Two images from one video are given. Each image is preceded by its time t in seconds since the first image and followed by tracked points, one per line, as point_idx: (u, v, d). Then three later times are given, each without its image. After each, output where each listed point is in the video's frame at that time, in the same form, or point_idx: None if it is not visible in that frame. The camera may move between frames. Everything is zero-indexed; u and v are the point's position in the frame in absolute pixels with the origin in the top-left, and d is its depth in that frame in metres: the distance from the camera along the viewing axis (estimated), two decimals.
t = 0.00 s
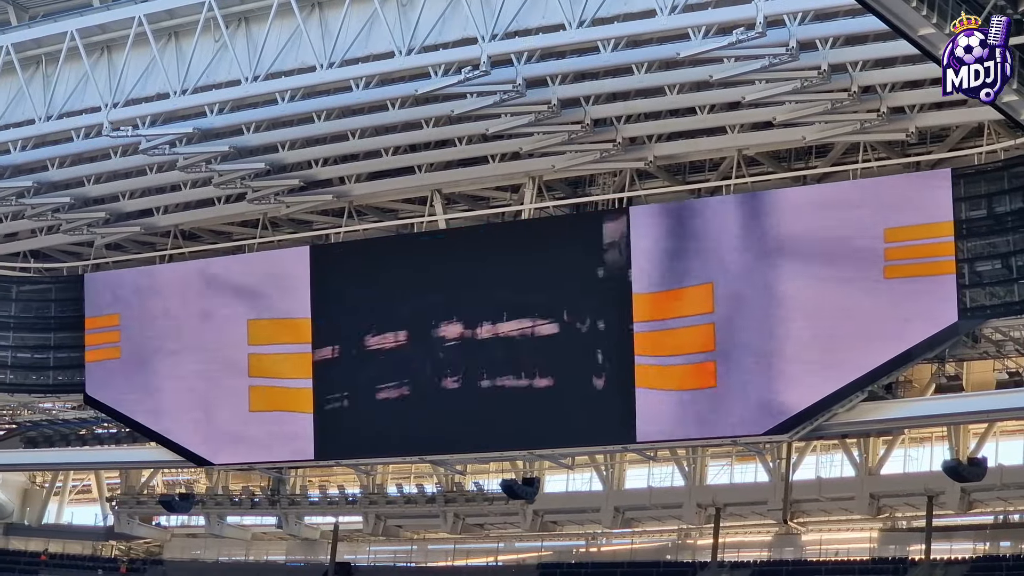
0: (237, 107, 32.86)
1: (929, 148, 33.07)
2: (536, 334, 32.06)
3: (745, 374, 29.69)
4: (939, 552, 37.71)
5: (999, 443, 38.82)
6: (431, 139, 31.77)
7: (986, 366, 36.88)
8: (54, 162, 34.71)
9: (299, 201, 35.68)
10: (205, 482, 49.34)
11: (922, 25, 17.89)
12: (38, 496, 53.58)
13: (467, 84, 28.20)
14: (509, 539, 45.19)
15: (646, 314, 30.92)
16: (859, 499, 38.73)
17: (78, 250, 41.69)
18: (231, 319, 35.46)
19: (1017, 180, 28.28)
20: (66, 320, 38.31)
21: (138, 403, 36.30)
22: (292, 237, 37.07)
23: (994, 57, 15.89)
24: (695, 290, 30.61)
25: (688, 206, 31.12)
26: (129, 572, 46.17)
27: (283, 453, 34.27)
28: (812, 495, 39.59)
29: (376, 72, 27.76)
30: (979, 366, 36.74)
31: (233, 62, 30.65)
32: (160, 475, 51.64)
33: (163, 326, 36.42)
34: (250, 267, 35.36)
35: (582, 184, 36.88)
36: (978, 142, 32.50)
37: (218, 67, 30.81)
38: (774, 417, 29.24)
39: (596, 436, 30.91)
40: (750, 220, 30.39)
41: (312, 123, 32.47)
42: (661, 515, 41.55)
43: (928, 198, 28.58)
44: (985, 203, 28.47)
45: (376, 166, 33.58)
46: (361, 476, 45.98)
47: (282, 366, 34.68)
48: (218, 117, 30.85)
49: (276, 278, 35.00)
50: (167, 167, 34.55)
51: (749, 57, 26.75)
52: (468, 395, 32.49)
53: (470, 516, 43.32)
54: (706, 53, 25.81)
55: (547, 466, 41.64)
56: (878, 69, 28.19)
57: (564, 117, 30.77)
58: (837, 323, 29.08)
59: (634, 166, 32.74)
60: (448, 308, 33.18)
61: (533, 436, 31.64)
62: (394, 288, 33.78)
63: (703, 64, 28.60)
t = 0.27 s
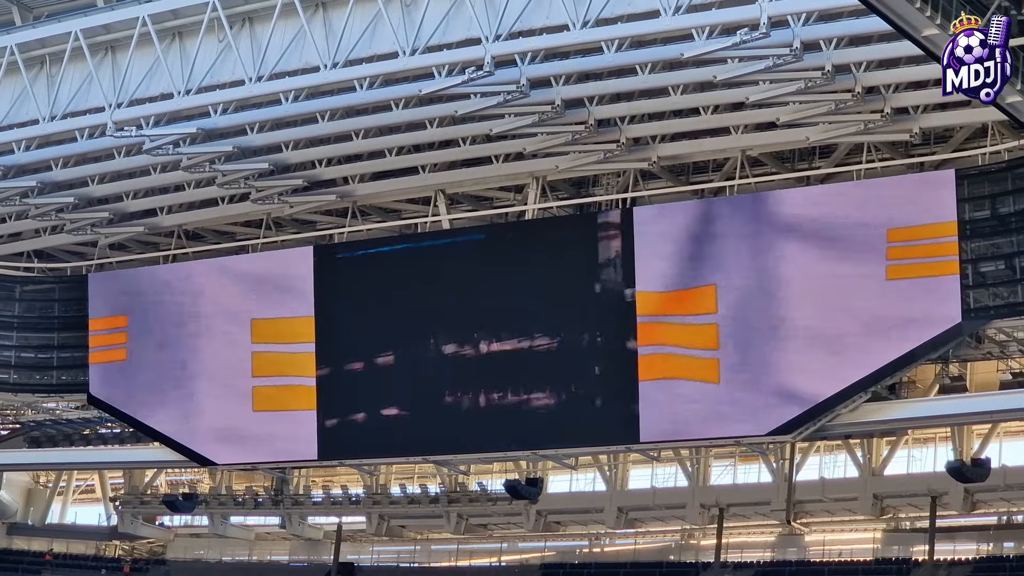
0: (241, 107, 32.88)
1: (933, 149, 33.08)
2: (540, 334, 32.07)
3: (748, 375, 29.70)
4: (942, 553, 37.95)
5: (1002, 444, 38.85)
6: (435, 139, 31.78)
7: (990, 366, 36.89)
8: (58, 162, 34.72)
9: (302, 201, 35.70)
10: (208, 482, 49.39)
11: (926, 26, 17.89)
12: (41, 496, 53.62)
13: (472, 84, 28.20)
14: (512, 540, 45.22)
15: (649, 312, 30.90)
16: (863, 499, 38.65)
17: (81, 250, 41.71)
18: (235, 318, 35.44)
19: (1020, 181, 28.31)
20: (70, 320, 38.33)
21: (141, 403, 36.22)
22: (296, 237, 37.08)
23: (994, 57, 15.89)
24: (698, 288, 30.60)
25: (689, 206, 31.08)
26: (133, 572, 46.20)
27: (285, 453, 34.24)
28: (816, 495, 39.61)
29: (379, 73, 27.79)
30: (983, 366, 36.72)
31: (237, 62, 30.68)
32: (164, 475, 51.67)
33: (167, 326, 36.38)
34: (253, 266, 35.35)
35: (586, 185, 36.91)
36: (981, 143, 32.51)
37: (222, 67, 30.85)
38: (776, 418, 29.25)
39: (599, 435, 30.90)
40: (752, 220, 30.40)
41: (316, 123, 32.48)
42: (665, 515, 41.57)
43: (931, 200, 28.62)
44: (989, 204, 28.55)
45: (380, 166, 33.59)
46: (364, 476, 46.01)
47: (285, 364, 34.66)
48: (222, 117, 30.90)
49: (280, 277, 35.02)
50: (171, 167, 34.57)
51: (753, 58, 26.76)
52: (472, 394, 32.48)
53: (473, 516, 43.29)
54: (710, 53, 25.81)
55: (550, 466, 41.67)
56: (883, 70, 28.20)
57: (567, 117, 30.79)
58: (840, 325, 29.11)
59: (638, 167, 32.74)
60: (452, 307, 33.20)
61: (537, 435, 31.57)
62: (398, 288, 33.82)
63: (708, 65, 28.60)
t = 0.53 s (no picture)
0: (243, 108, 32.89)
1: (934, 150, 33.09)
2: (541, 335, 32.00)
3: (750, 376, 29.70)
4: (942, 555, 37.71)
5: (1004, 446, 38.83)
6: (436, 140, 31.76)
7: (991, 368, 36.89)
8: (60, 163, 34.71)
9: (304, 202, 35.70)
10: (209, 483, 49.40)
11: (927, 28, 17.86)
12: (42, 496, 53.67)
13: (473, 85, 28.17)
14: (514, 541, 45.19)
15: (651, 312, 30.93)
16: (863, 501, 38.83)
17: (83, 251, 41.72)
18: (237, 317, 35.40)
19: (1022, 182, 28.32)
20: (71, 321, 38.37)
21: (142, 402, 36.13)
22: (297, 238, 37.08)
23: (994, 57, 15.86)
24: (699, 288, 30.58)
25: (691, 207, 31.02)
26: (134, 572, 46.18)
27: (287, 454, 34.18)
28: (817, 496, 39.59)
29: (381, 74, 27.79)
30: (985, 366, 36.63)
31: (239, 63, 30.70)
32: (165, 476, 51.69)
33: (168, 325, 36.32)
34: (255, 266, 35.28)
35: (588, 186, 36.92)
36: (983, 144, 32.50)
37: (224, 67, 30.89)
38: (778, 420, 29.20)
39: (602, 436, 30.90)
40: (755, 222, 30.34)
41: (318, 124, 32.46)
42: (666, 516, 41.56)
43: (934, 202, 28.57)
44: (990, 205, 28.58)
45: (381, 167, 33.57)
46: (366, 477, 46.01)
47: (288, 362, 34.64)
48: (224, 117, 30.91)
49: (282, 277, 34.98)
50: (173, 168, 34.56)
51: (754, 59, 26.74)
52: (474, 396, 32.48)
53: (474, 517, 43.23)
54: (711, 54, 25.79)
55: (552, 467, 41.68)
56: (884, 71, 28.18)
57: (569, 118, 30.79)
58: (842, 327, 29.09)
59: (639, 168, 32.72)
60: (454, 308, 33.21)
61: (539, 436, 31.57)
62: (400, 289, 33.83)
63: (709, 66, 28.57)
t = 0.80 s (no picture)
0: (244, 113, 32.91)
1: (934, 156, 33.16)
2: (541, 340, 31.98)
3: (751, 381, 29.73)
4: (944, 559, 38.13)
5: (1004, 451, 38.84)
6: (437, 145, 31.76)
7: (991, 373, 36.92)
8: (60, 167, 34.72)
9: (305, 207, 35.71)
10: (210, 487, 49.41)
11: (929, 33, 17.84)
12: (43, 501, 53.68)
13: (473, 90, 28.16)
14: (514, 545, 45.18)
15: (651, 315, 30.95)
16: (864, 507, 38.67)
17: (84, 256, 41.75)
18: (237, 317, 35.34)
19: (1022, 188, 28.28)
20: (72, 325, 38.38)
21: (142, 403, 36.14)
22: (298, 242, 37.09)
23: (994, 57, 15.75)
24: (699, 292, 30.57)
25: (691, 212, 30.97)
26: None
27: (288, 459, 34.18)
28: (817, 501, 39.56)
29: (382, 79, 27.80)
30: (985, 371, 36.27)
31: (239, 68, 30.74)
32: (166, 481, 51.71)
33: (168, 326, 36.29)
34: (255, 270, 35.23)
35: (588, 191, 36.97)
36: (984, 150, 32.57)
37: (225, 72, 30.92)
38: (780, 425, 29.26)
39: (602, 441, 30.94)
40: (755, 226, 30.30)
41: (319, 129, 32.48)
42: (667, 521, 41.54)
43: (934, 207, 28.43)
44: (991, 210, 28.65)
45: (382, 172, 33.59)
46: (366, 482, 46.01)
47: (288, 364, 34.61)
48: (224, 122, 30.93)
49: (282, 282, 34.93)
50: (173, 173, 34.58)
51: (754, 64, 26.74)
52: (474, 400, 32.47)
53: (475, 522, 43.18)
54: (712, 60, 25.80)
55: (552, 472, 41.70)
56: (885, 77, 28.21)
57: (570, 123, 30.82)
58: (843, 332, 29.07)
59: (640, 173, 32.73)
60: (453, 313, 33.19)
61: (539, 440, 31.58)
62: (400, 293, 33.80)
63: (710, 71, 28.58)
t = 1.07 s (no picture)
0: (246, 115, 32.93)
1: (936, 158, 33.22)
2: (542, 342, 32.11)
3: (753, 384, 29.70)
4: (945, 562, 38.44)
5: (1006, 454, 38.84)
6: (439, 147, 31.77)
7: (993, 376, 36.92)
8: (63, 169, 34.74)
9: (306, 209, 35.72)
10: (211, 490, 49.43)
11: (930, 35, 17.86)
12: (44, 504, 53.61)
13: (476, 92, 28.17)
14: (516, 548, 45.18)
15: (653, 315, 30.94)
16: (865, 509, 38.47)
17: (85, 258, 41.77)
18: (238, 315, 35.36)
19: None
20: (73, 328, 38.39)
21: (144, 400, 36.21)
22: (299, 245, 37.10)
23: (994, 57, 15.73)
24: (701, 293, 30.57)
25: (693, 214, 30.95)
26: None
27: (289, 461, 34.17)
28: (819, 505, 39.42)
29: (385, 81, 27.80)
30: (987, 375, 36.81)
31: (241, 70, 30.74)
32: (167, 483, 51.71)
33: (170, 323, 36.30)
34: (256, 272, 35.21)
35: (590, 194, 37.02)
36: (985, 153, 32.62)
37: (227, 74, 30.91)
38: (781, 427, 29.25)
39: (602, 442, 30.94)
40: (757, 228, 30.29)
41: (321, 131, 32.49)
42: (668, 524, 41.52)
43: (936, 211, 28.55)
44: (993, 213, 28.56)
45: (384, 174, 33.61)
46: (368, 485, 46.04)
47: (289, 361, 34.62)
48: (226, 125, 30.93)
49: (283, 284, 34.92)
50: (175, 175, 34.59)
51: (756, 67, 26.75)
52: (475, 401, 32.52)
53: (476, 525, 43.05)
54: (714, 62, 25.81)
55: (554, 475, 41.71)
56: (886, 79, 28.24)
57: (572, 126, 30.86)
58: (846, 334, 29.06)
59: (642, 176, 32.75)
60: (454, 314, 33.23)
61: (540, 441, 31.62)
62: (400, 293, 33.79)
63: (711, 73, 28.59)
